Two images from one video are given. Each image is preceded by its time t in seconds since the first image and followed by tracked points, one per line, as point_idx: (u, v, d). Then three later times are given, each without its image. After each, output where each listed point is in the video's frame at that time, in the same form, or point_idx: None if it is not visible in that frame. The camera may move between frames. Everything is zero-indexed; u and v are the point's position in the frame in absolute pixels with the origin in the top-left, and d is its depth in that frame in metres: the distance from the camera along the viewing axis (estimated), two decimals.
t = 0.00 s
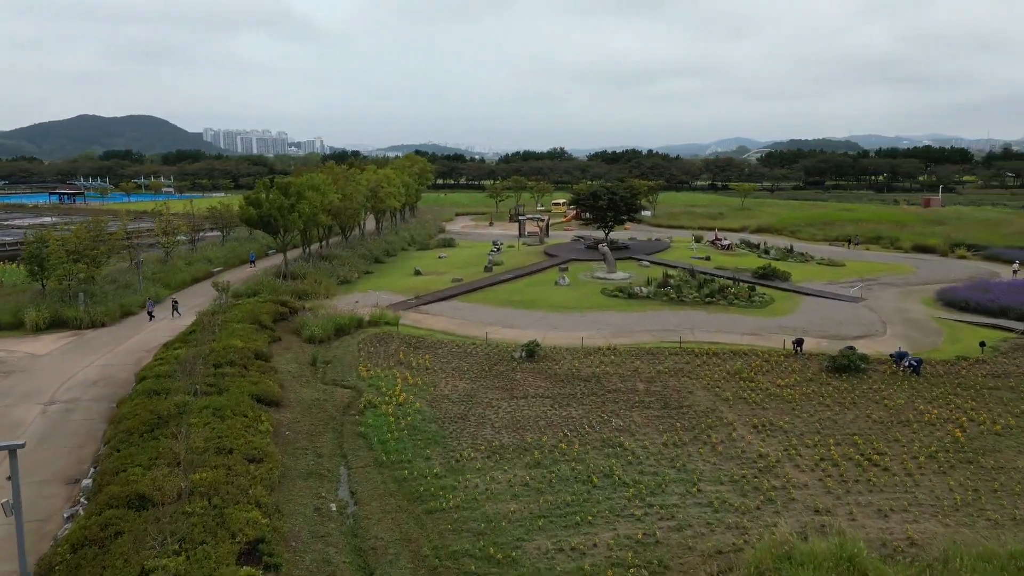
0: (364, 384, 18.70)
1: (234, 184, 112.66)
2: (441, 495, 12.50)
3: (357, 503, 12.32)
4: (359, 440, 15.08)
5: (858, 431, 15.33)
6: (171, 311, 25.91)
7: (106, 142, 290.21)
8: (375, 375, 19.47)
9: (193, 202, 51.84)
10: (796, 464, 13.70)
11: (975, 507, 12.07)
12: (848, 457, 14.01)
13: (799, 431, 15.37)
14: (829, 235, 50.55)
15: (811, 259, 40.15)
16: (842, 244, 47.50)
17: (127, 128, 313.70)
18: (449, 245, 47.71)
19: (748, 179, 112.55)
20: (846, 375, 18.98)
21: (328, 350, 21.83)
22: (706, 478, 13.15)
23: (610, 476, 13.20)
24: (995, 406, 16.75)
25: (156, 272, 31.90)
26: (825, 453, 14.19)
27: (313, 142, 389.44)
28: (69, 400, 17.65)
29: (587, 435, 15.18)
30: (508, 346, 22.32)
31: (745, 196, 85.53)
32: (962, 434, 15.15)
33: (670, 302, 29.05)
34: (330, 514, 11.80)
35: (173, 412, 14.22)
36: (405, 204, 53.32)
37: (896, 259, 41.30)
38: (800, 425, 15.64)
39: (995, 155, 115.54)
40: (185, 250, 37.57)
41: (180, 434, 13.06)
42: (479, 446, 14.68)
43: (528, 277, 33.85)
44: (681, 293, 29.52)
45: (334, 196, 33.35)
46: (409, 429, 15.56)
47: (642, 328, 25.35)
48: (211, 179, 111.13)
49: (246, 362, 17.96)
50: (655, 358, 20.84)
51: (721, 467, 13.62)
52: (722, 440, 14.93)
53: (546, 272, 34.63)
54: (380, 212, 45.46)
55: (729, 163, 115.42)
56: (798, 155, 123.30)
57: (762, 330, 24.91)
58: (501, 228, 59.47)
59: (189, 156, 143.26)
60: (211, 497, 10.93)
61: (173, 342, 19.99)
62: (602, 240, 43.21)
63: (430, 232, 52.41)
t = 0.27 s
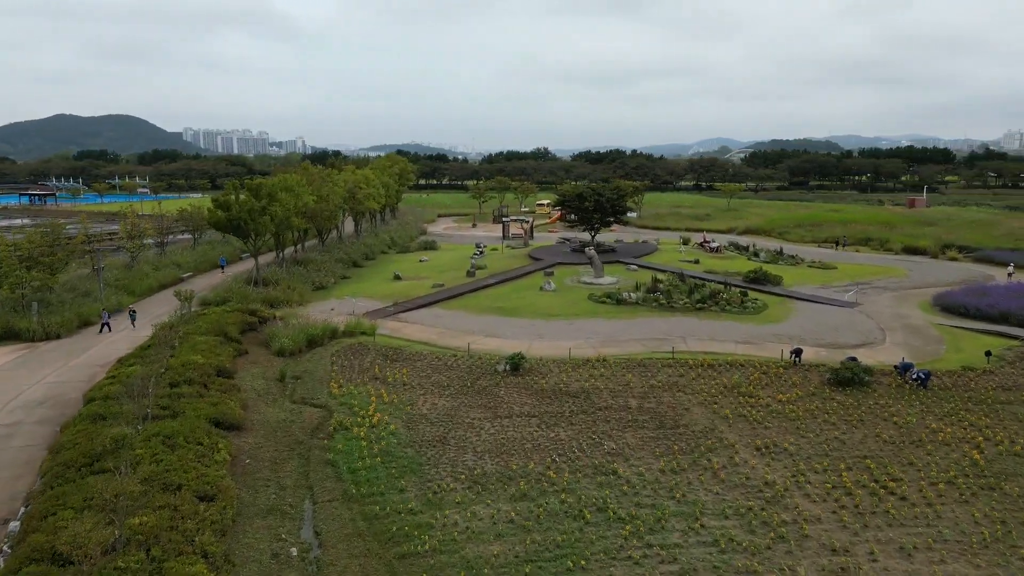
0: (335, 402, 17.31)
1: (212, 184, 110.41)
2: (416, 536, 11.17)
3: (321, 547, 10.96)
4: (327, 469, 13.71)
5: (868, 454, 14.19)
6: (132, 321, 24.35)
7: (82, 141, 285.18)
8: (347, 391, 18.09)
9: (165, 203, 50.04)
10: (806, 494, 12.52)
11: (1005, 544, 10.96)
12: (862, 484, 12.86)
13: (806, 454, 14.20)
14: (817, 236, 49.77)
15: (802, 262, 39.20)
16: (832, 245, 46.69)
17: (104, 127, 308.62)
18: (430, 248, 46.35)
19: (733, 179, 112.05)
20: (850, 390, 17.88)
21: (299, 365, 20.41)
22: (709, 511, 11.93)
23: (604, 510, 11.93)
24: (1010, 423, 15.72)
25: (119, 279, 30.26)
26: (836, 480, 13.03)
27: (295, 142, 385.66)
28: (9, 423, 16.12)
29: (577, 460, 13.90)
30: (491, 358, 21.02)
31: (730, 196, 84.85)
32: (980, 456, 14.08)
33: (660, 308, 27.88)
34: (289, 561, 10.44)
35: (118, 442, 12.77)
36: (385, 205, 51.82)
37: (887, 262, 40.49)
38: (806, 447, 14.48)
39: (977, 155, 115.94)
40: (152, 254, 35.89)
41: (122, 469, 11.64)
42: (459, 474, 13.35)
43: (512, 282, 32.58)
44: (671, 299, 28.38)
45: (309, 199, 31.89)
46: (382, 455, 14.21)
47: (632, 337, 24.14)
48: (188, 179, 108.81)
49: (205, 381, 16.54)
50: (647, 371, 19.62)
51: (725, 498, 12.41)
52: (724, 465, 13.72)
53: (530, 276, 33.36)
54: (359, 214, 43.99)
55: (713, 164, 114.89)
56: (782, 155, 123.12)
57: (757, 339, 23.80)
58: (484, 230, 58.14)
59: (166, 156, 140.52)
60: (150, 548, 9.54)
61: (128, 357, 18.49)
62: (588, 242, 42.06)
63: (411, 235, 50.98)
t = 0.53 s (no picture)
0: (303, 423, 15.92)
1: (190, 184, 108.11)
2: None
3: None
4: (291, 503, 12.33)
5: (882, 480, 13.08)
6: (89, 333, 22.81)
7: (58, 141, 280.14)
8: (318, 411, 16.70)
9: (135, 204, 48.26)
10: (820, 529, 11.34)
11: None
12: (880, 517, 11.70)
13: (817, 480, 13.03)
14: (806, 238, 48.93)
15: (793, 265, 38.24)
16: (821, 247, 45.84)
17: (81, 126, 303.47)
18: (411, 250, 44.96)
19: (717, 179, 111.53)
20: (857, 405, 16.77)
21: (267, 381, 18.99)
22: (716, 551, 10.70)
23: (599, 552, 10.66)
24: None
25: (80, 285, 28.64)
26: (852, 512, 11.87)
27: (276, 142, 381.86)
28: None
29: (568, 491, 12.63)
30: (473, 371, 19.72)
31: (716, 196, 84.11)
32: (1004, 481, 12.99)
33: (650, 315, 26.73)
34: None
35: (51, 478, 11.36)
36: (365, 206, 50.35)
37: (879, 264, 39.68)
38: (815, 472, 13.33)
39: (960, 155, 116.28)
40: (118, 259, 34.23)
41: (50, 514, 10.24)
42: (438, 509, 12.03)
43: (495, 286, 31.30)
44: (662, 305, 27.24)
45: (282, 201, 30.42)
46: (353, 486, 12.85)
47: (622, 347, 22.95)
48: (164, 180, 106.44)
49: (160, 404, 15.13)
50: (640, 384, 18.41)
51: (732, 535, 11.19)
52: (728, 495, 12.52)
53: (515, 281, 32.08)
54: (337, 215, 42.52)
55: (698, 164, 114.30)
56: (766, 155, 122.84)
57: (752, 348, 22.68)
58: (467, 231, 56.82)
59: (143, 156, 137.82)
60: None
61: (78, 375, 17.02)
62: (573, 245, 40.90)
63: (392, 237, 49.56)
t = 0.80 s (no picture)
0: (268, 448, 14.52)
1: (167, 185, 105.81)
2: None
3: None
4: (248, 546, 10.96)
5: (903, 511, 11.93)
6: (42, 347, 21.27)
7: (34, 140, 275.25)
8: (285, 433, 15.31)
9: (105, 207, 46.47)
10: (841, 573, 10.15)
11: None
12: (906, 557, 10.55)
13: (832, 512, 11.84)
14: (797, 239, 48.03)
15: (786, 268, 37.23)
16: (812, 248, 44.92)
17: (58, 125, 298.27)
18: (393, 253, 43.51)
19: (703, 179, 110.85)
20: (867, 424, 15.62)
21: (232, 400, 17.59)
22: None
23: None
24: None
25: (39, 292, 27.03)
26: (876, 551, 10.68)
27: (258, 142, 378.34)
28: None
29: (560, 528, 11.36)
30: (455, 387, 18.40)
31: (702, 197, 83.30)
32: None
33: (642, 322, 25.52)
34: None
35: None
36: (344, 208, 48.80)
37: (872, 266, 38.81)
38: (830, 503, 12.14)
39: (944, 155, 116.48)
40: (82, 264, 32.59)
41: None
42: (414, 552, 10.71)
43: (480, 292, 30.00)
44: (654, 311, 26.05)
45: (255, 203, 28.94)
46: (319, 525, 11.49)
47: (614, 357, 21.72)
48: (141, 180, 103.97)
49: (107, 432, 13.73)
50: (634, 401, 17.18)
51: None
52: (737, 531, 11.29)
53: (500, 286, 30.77)
54: (315, 218, 40.98)
55: (683, 164, 113.60)
56: (751, 155, 122.45)
57: (750, 358, 21.56)
58: (451, 233, 55.42)
59: (120, 156, 135.10)
60: None
61: (21, 398, 15.55)
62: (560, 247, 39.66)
63: (373, 240, 48.06)
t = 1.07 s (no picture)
0: (228, 478, 13.15)
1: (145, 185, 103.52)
2: None
3: None
4: None
5: (930, 549, 10.79)
6: None
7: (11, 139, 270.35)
8: (249, 460, 13.95)
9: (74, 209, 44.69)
10: None
11: None
12: None
13: (854, 552, 10.67)
14: (788, 241, 47.11)
15: (779, 271, 36.22)
16: (804, 250, 44.00)
17: (37, 125, 293.39)
18: (375, 256, 42.10)
19: (691, 180, 110.10)
20: (881, 444, 14.50)
21: (193, 421, 16.20)
22: None
23: None
24: None
25: None
26: None
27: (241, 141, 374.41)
28: None
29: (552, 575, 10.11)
30: (437, 405, 17.09)
31: (690, 198, 82.39)
32: None
33: (635, 330, 24.33)
34: None
35: None
36: (325, 209, 47.28)
37: (866, 268, 37.90)
38: (850, 540, 10.99)
39: (929, 155, 116.55)
40: (45, 269, 30.95)
41: None
42: None
43: (464, 298, 28.69)
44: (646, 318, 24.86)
45: (226, 206, 27.45)
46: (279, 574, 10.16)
47: (605, 369, 20.50)
48: (118, 180, 101.67)
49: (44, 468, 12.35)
50: (630, 419, 15.96)
51: None
52: None
53: (485, 292, 29.48)
54: (293, 220, 39.47)
55: (670, 164, 112.79)
56: (738, 155, 121.94)
57: (749, 368, 20.43)
58: (435, 235, 54.03)
59: (98, 155, 132.38)
60: None
61: None
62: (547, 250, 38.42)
63: (354, 243, 46.59)
